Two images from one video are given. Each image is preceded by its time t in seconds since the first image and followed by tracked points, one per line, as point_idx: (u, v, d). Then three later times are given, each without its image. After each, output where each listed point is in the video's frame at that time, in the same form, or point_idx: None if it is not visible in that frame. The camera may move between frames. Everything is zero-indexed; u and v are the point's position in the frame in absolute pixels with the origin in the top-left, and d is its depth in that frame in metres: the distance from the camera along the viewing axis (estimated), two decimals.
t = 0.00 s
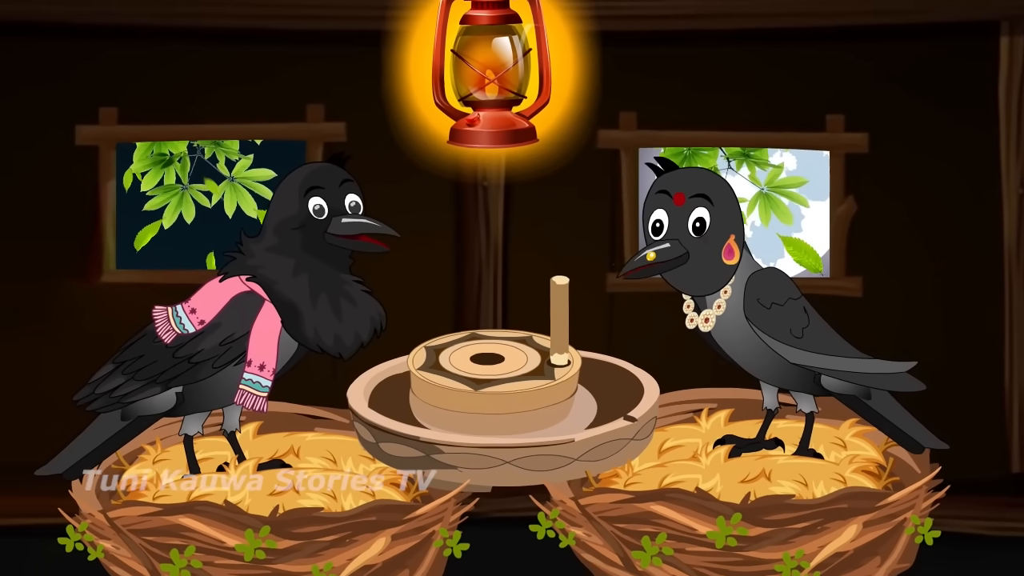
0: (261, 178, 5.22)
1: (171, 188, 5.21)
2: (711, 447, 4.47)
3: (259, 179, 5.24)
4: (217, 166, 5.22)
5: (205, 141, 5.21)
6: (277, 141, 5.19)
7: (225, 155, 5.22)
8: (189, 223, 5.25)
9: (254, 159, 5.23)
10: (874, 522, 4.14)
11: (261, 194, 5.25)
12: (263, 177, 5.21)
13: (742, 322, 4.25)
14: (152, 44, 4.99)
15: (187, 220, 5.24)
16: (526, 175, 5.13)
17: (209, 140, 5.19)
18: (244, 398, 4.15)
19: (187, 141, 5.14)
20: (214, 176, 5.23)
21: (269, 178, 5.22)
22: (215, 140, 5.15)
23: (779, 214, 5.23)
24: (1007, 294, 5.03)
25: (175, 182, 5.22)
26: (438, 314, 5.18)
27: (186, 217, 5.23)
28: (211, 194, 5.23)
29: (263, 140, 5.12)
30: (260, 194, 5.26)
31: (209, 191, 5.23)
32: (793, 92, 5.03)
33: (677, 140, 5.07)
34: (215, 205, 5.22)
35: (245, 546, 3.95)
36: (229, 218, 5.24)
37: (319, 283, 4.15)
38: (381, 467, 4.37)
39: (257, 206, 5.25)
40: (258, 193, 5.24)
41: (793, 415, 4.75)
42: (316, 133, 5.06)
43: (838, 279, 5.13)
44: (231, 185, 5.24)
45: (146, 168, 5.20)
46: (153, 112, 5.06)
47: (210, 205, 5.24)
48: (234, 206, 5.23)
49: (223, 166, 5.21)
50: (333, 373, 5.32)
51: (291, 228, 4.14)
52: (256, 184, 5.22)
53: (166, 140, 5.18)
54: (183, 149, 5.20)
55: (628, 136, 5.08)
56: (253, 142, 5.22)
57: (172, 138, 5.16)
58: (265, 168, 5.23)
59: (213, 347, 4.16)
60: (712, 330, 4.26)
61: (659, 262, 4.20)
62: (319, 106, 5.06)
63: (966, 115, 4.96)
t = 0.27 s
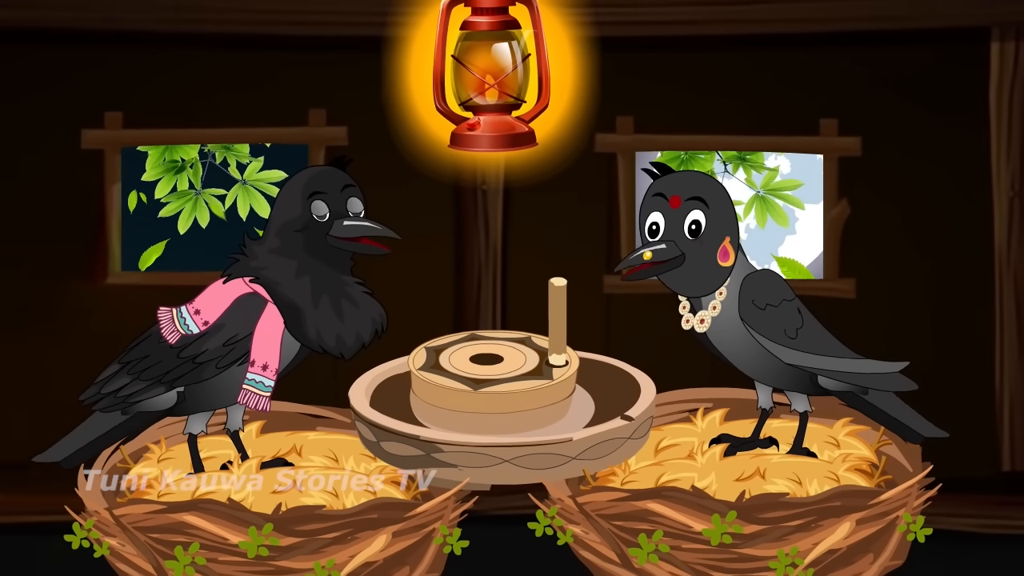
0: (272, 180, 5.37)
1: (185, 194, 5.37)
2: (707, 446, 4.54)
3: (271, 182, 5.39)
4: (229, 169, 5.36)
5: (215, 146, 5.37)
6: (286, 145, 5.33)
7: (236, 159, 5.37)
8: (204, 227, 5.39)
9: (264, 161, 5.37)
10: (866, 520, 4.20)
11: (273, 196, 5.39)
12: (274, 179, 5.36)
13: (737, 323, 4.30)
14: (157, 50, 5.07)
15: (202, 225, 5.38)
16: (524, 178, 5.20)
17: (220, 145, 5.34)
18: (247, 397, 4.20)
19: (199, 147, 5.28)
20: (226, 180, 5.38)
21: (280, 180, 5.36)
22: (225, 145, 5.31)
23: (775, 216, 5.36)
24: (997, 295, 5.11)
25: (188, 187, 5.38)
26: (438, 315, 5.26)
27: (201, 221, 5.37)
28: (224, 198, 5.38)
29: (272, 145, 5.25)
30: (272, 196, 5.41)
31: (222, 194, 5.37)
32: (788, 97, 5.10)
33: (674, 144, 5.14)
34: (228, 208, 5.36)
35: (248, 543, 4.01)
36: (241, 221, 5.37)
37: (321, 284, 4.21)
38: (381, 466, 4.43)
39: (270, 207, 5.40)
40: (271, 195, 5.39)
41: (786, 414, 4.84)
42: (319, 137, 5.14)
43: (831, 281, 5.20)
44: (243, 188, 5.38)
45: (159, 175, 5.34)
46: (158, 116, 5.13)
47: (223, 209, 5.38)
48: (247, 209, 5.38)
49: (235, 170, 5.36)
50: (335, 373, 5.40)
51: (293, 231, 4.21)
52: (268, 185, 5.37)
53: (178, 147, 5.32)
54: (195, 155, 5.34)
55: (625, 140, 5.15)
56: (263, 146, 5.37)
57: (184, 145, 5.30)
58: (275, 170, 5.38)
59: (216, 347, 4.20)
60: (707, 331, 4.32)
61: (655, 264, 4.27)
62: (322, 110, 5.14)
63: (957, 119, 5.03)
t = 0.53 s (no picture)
0: (275, 184, 5.43)
1: (189, 197, 5.43)
2: (702, 445, 4.62)
3: (273, 185, 5.45)
4: (231, 173, 5.45)
5: (218, 150, 5.45)
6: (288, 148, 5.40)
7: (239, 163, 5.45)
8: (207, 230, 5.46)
9: (267, 165, 5.44)
10: (860, 518, 4.24)
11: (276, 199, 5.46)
12: (277, 182, 5.42)
13: (732, 324, 4.35)
14: (161, 55, 5.15)
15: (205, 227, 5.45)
16: (523, 182, 5.28)
17: (223, 149, 5.43)
18: (250, 396, 4.26)
19: (201, 151, 5.36)
20: (230, 184, 5.46)
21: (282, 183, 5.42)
22: (228, 149, 5.40)
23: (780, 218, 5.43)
24: (988, 297, 5.17)
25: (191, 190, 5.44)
26: (438, 316, 5.34)
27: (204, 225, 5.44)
28: (227, 201, 5.45)
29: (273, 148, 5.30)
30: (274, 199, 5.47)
31: (225, 197, 5.45)
32: (782, 101, 5.18)
33: (671, 148, 5.22)
34: (231, 211, 5.44)
35: (252, 540, 4.06)
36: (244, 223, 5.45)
37: (323, 286, 4.28)
38: (382, 465, 4.50)
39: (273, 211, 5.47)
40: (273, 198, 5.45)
41: (781, 413, 4.93)
42: (320, 141, 5.21)
43: (824, 282, 5.28)
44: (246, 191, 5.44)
45: (163, 178, 5.41)
46: (162, 120, 5.22)
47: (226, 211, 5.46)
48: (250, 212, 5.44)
49: (238, 173, 5.44)
50: (337, 373, 5.48)
51: (295, 233, 4.27)
52: (270, 189, 5.43)
53: (182, 150, 5.40)
54: (198, 158, 5.42)
55: (623, 144, 5.23)
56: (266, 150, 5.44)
57: (188, 148, 5.37)
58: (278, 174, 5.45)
59: (220, 347, 4.26)
60: (703, 331, 4.34)
61: (651, 266, 4.29)
62: (323, 115, 5.22)
63: (949, 123, 5.11)
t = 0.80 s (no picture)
0: (269, 188, 5.49)
1: (183, 198, 5.46)
2: (698, 443, 4.69)
3: (267, 190, 5.51)
4: (227, 176, 5.50)
5: (216, 153, 5.50)
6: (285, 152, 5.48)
7: (235, 166, 5.50)
8: (199, 231, 5.50)
9: (262, 169, 5.51)
10: (853, 515, 4.26)
11: (269, 203, 5.52)
12: (271, 187, 5.48)
13: (727, 324, 4.39)
14: (166, 59, 5.23)
15: (198, 229, 5.49)
16: (522, 185, 5.35)
17: (220, 152, 5.47)
18: (253, 395, 4.26)
19: (198, 152, 5.39)
20: (225, 187, 5.51)
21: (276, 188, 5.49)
22: (225, 152, 5.43)
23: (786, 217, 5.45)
24: (979, 298, 5.24)
25: (187, 191, 5.48)
26: (438, 317, 5.42)
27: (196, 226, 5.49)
28: (221, 203, 5.50)
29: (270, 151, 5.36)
30: (267, 204, 5.54)
31: (219, 199, 5.50)
32: (777, 105, 5.25)
33: (667, 151, 5.29)
34: (225, 213, 5.49)
35: (254, 538, 4.06)
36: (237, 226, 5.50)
37: (325, 287, 4.29)
38: (383, 463, 4.56)
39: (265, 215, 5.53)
40: (266, 203, 5.52)
41: (775, 412, 5.01)
42: (322, 144, 5.28)
43: (818, 284, 5.35)
44: (240, 195, 5.50)
45: (159, 178, 5.44)
46: (166, 124, 5.29)
47: (219, 214, 5.51)
48: (242, 215, 5.50)
49: (233, 176, 5.49)
50: (339, 372, 5.55)
51: (298, 235, 4.28)
52: (264, 193, 5.49)
53: (179, 151, 5.44)
54: (195, 159, 5.46)
55: (620, 148, 5.30)
56: (262, 154, 5.51)
57: (185, 150, 5.41)
58: (272, 178, 5.52)
59: (224, 348, 4.29)
60: (699, 332, 4.40)
61: (649, 268, 4.34)
62: (325, 118, 5.28)
63: (941, 127, 5.18)
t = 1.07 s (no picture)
0: (262, 192, 5.61)
1: (179, 198, 5.60)
2: (694, 442, 4.76)
3: (261, 193, 5.63)
4: (223, 178, 5.63)
5: (214, 155, 5.65)
6: (281, 156, 5.61)
7: (231, 169, 5.64)
8: (192, 231, 5.63)
9: (259, 173, 5.64)
10: (847, 513, 4.28)
11: (262, 207, 5.63)
12: (264, 191, 5.60)
13: (722, 326, 4.43)
14: (170, 64, 5.31)
15: (191, 228, 5.62)
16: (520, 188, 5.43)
17: (218, 155, 5.63)
18: (255, 396, 4.29)
19: (197, 155, 5.56)
20: (220, 188, 5.64)
21: (269, 192, 5.60)
22: (222, 155, 5.59)
23: (790, 216, 5.60)
24: (970, 300, 5.31)
25: (183, 192, 5.62)
26: (438, 318, 5.50)
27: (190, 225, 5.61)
28: (215, 204, 5.63)
29: (265, 154, 5.48)
30: (262, 207, 5.64)
31: (214, 200, 5.62)
32: (772, 109, 5.33)
33: (664, 154, 5.36)
34: (219, 214, 5.61)
35: (258, 535, 4.09)
36: (231, 228, 5.62)
37: (327, 288, 4.33)
38: (383, 462, 4.62)
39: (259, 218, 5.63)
40: (259, 206, 5.63)
41: (770, 412, 5.08)
42: (323, 148, 5.36)
43: (812, 285, 5.42)
44: (234, 197, 5.62)
45: (157, 177, 5.58)
46: (171, 127, 5.37)
47: (214, 215, 5.63)
48: (236, 217, 5.61)
49: (228, 179, 5.62)
50: (340, 372, 5.63)
51: (300, 237, 4.33)
52: (258, 197, 5.62)
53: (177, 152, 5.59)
54: (193, 161, 5.61)
55: (617, 151, 5.38)
56: (258, 158, 5.65)
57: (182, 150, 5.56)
58: (267, 182, 5.64)
59: (227, 348, 4.31)
60: (695, 332, 4.45)
61: (645, 270, 4.39)
62: (327, 122, 5.37)
63: (933, 130, 5.26)
